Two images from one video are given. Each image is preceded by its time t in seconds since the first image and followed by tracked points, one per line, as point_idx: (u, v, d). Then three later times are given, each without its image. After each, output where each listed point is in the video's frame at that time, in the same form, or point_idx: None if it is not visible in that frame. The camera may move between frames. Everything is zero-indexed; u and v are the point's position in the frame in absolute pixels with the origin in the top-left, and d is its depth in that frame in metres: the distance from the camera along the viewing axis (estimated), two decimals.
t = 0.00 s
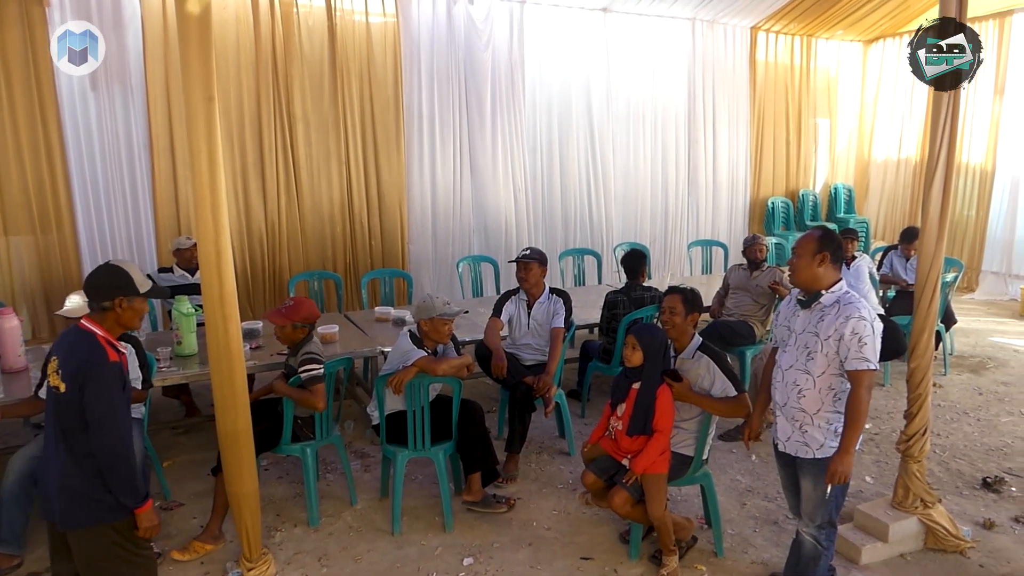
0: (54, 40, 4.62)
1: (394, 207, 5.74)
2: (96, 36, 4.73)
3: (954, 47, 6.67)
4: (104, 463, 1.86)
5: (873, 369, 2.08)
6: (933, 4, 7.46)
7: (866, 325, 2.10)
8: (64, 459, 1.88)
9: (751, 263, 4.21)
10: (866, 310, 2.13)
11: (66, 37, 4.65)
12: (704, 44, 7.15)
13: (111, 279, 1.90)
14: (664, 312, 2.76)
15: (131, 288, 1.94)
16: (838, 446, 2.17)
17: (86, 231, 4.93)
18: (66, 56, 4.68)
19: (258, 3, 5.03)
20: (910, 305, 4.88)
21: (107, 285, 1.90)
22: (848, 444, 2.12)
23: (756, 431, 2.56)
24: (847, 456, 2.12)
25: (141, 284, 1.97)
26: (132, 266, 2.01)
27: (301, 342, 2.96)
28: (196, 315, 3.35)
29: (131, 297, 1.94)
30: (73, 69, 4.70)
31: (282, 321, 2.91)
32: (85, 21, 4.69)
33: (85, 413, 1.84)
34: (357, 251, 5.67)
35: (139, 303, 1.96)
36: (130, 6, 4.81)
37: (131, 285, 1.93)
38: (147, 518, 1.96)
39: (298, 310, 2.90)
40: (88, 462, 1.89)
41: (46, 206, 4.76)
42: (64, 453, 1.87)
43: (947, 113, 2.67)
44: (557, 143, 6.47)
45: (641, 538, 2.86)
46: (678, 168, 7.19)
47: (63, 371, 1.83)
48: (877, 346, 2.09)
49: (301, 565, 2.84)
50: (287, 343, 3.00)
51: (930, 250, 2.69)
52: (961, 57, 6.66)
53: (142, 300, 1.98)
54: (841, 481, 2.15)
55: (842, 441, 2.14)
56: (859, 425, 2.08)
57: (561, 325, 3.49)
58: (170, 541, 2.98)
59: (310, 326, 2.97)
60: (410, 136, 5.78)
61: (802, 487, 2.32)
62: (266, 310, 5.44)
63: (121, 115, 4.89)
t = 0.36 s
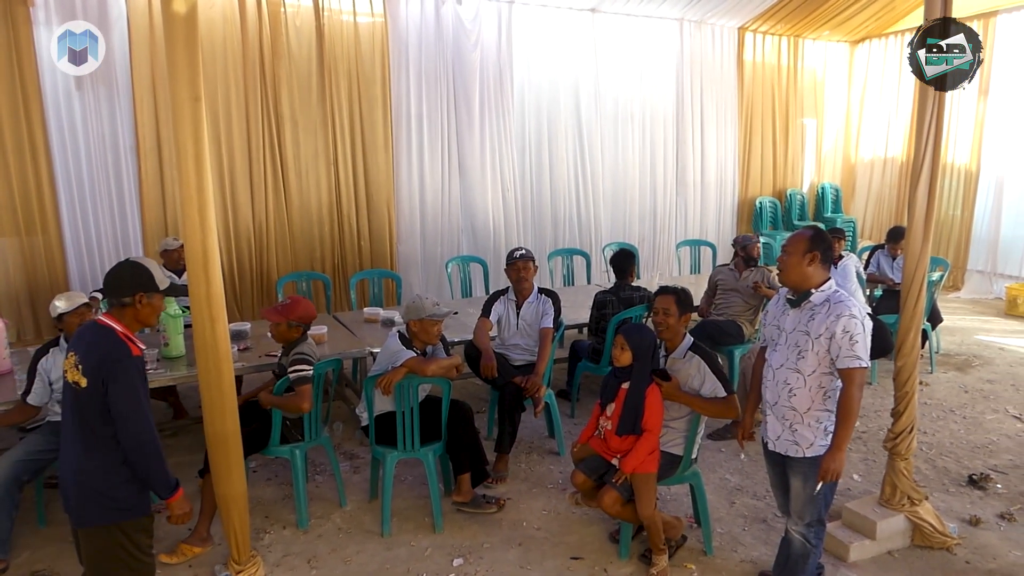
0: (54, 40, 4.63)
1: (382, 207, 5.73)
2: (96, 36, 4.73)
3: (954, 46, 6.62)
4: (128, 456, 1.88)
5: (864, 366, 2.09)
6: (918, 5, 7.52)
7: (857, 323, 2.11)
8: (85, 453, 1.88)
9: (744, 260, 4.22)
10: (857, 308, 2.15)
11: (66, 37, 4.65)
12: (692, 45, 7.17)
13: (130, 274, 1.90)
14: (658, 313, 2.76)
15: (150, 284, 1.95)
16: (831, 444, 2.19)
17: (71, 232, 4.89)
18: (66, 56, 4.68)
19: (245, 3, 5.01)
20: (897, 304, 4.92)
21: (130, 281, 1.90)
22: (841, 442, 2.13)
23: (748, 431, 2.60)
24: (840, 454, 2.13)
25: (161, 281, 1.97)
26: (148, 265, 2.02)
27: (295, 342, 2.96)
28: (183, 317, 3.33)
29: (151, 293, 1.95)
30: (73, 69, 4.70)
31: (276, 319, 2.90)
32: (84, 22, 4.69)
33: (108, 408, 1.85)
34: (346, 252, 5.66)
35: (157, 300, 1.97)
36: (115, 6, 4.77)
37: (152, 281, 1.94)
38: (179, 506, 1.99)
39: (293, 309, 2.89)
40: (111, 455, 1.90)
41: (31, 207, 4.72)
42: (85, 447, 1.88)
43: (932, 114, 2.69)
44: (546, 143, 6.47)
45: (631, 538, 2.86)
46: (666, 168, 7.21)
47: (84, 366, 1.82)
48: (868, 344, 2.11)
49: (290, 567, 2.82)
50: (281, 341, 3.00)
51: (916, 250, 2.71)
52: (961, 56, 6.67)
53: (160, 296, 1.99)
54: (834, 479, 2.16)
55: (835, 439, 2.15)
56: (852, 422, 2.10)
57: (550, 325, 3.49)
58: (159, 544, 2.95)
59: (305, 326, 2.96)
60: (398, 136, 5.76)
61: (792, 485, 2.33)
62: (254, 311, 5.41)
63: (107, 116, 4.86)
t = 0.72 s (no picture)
0: (54, 40, 4.62)
1: (369, 207, 5.71)
2: (96, 35, 4.73)
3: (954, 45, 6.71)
4: (126, 452, 1.92)
5: (851, 365, 2.11)
6: (902, 7, 7.59)
7: (845, 322, 2.12)
8: (86, 450, 1.92)
9: (732, 259, 4.24)
10: (845, 307, 2.16)
11: (66, 37, 4.65)
12: (679, 45, 7.19)
13: (134, 273, 1.97)
14: (649, 312, 2.77)
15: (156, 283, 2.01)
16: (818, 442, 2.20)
17: (55, 234, 4.84)
18: (67, 56, 4.68)
19: (231, 4, 4.98)
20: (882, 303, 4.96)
21: (135, 280, 1.97)
22: (827, 440, 2.14)
23: (736, 431, 2.60)
24: (826, 452, 2.15)
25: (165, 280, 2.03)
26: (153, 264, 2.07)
27: (282, 344, 2.94)
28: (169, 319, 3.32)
29: (155, 292, 2.01)
30: (73, 69, 4.71)
31: (266, 320, 2.89)
32: (84, 21, 4.69)
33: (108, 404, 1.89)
34: (333, 253, 5.64)
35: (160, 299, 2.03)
36: (98, 5, 4.73)
37: (157, 280, 2.00)
38: (171, 508, 2.01)
39: (280, 311, 2.88)
40: (109, 452, 1.94)
41: (13, 208, 4.67)
42: (85, 444, 1.92)
43: (916, 115, 2.71)
44: (534, 143, 6.47)
45: (620, 538, 2.86)
46: (653, 168, 7.23)
47: (86, 363, 1.88)
48: (855, 343, 2.12)
49: (278, 570, 2.81)
50: (270, 342, 2.98)
51: (901, 249, 2.73)
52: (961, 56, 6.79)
53: (163, 295, 2.05)
54: (819, 477, 2.17)
55: (821, 437, 2.16)
56: (838, 420, 2.11)
57: (539, 325, 3.49)
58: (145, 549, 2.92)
59: (295, 328, 2.95)
60: (386, 137, 5.75)
61: (780, 484, 2.35)
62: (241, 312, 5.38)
63: (91, 116, 4.81)
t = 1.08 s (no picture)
0: (54, 40, 4.62)
1: (355, 207, 5.69)
2: (97, 36, 4.73)
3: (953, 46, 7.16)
4: (131, 443, 1.97)
5: (840, 363, 2.12)
6: (885, 8, 7.67)
7: (833, 321, 2.14)
8: (98, 439, 1.99)
9: (719, 259, 4.25)
10: (832, 306, 2.17)
11: (67, 37, 4.65)
12: (664, 45, 7.22)
13: (142, 268, 1.99)
14: (637, 312, 2.76)
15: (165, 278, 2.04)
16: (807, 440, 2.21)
17: (37, 236, 4.78)
18: (67, 56, 4.68)
19: (215, 3, 4.95)
20: (867, 301, 4.99)
21: (145, 275, 1.99)
22: (816, 438, 2.15)
23: (721, 429, 2.61)
24: (816, 450, 2.16)
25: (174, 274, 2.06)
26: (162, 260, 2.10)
27: (267, 345, 2.92)
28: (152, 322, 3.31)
29: (166, 286, 2.03)
30: (74, 69, 4.70)
31: (249, 322, 2.87)
32: (85, 22, 4.69)
33: (117, 396, 1.95)
34: (319, 254, 5.61)
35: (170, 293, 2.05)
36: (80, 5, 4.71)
37: (166, 275, 2.03)
38: (167, 504, 2.03)
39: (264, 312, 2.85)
40: (116, 443, 1.99)
41: None
42: (98, 434, 1.99)
43: (899, 114, 2.74)
44: (520, 143, 6.48)
45: (608, 537, 2.87)
46: (639, 167, 7.25)
47: (98, 356, 1.95)
48: (843, 341, 2.14)
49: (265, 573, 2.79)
50: (253, 345, 2.96)
51: (885, 248, 2.75)
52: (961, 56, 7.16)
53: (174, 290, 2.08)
54: (809, 475, 2.18)
55: (811, 435, 2.17)
56: (827, 418, 2.12)
57: (526, 325, 3.49)
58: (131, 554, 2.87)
59: (278, 329, 2.93)
60: (372, 137, 5.73)
61: (767, 482, 2.36)
62: (226, 314, 5.35)
63: (73, 116, 4.76)
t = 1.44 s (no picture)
0: (54, 40, 4.64)
1: (341, 208, 5.67)
2: (97, 36, 4.78)
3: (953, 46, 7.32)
4: (139, 436, 1.97)
5: (825, 362, 2.14)
6: (867, 9, 7.75)
7: (817, 320, 2.15)
8: (102, 435, 1.98)
9: (704, 258, 4.26)
10: (817, 305, 2.19)
11: (67, 37, 4.67)
12: (650, 46, 7.25)
13: (143, 264, 2.01)
14: (623, 312, 2.76)
15: (167, 276, 2.06)
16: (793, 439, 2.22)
17: (17, 238, 4.71)
18: (67, 56, 4.69)
19: (198, 2, 4.92)
20: (850, 300, 5.03)
21: (147, 272, 2.01)
22: (803, 436, 2.17)
23: (705, 428, 2.63)
24: (803, 449, 2.17)
25: (174, 272, 2.09)
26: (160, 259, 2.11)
27: (251, 348, 2.90)
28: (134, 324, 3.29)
29: (167, 283, 2.06)
30: (75, 68, 4.71)
31: (231, 325, 2.85)
32: (85, 21, 4.71)
33: (120, 391, 1.94)
34: (305, 255, 5.59)
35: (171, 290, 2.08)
36: (61, 4, 4.66)
37: (167, 272, 2.05)
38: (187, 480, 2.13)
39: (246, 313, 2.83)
40: (120, 435, 1.98)
41: None
42: (99, 428, 1.98)
43: (881, 115, 2.76)
44: (506, 143, 6.48)
45: (595, 536, 2.88)
46: (625, 167, 7.27)
47: (98, 352, 1.94)
48: (828, 340, 2.15)
49: None
50: (236, 348, 2.94)
51: (868, 247, 2.77)
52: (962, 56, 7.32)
53: (173, 287, 2.10)
54: (796, 473, 2.19)
55: (797, 434, 2.19)
56: (814, 417, 2.14)
57: (512, 325, 3.49)
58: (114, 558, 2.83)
59: (261, 331, 2.91)
60: (358, 137, 5.71)
61: (753, 481, 2.37)
62: (211, 316, 5.31)
63: (53, 116, 4.71)
